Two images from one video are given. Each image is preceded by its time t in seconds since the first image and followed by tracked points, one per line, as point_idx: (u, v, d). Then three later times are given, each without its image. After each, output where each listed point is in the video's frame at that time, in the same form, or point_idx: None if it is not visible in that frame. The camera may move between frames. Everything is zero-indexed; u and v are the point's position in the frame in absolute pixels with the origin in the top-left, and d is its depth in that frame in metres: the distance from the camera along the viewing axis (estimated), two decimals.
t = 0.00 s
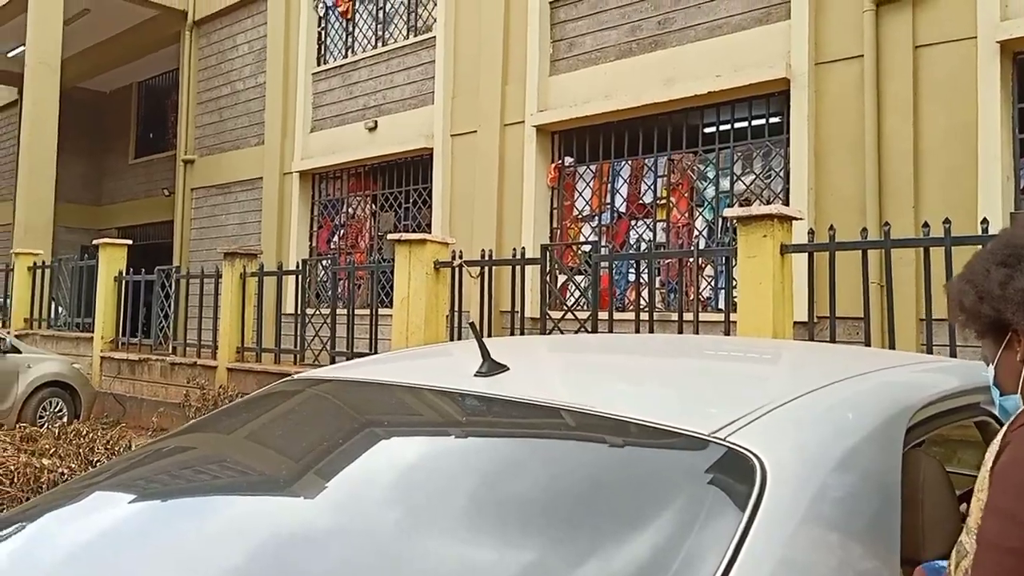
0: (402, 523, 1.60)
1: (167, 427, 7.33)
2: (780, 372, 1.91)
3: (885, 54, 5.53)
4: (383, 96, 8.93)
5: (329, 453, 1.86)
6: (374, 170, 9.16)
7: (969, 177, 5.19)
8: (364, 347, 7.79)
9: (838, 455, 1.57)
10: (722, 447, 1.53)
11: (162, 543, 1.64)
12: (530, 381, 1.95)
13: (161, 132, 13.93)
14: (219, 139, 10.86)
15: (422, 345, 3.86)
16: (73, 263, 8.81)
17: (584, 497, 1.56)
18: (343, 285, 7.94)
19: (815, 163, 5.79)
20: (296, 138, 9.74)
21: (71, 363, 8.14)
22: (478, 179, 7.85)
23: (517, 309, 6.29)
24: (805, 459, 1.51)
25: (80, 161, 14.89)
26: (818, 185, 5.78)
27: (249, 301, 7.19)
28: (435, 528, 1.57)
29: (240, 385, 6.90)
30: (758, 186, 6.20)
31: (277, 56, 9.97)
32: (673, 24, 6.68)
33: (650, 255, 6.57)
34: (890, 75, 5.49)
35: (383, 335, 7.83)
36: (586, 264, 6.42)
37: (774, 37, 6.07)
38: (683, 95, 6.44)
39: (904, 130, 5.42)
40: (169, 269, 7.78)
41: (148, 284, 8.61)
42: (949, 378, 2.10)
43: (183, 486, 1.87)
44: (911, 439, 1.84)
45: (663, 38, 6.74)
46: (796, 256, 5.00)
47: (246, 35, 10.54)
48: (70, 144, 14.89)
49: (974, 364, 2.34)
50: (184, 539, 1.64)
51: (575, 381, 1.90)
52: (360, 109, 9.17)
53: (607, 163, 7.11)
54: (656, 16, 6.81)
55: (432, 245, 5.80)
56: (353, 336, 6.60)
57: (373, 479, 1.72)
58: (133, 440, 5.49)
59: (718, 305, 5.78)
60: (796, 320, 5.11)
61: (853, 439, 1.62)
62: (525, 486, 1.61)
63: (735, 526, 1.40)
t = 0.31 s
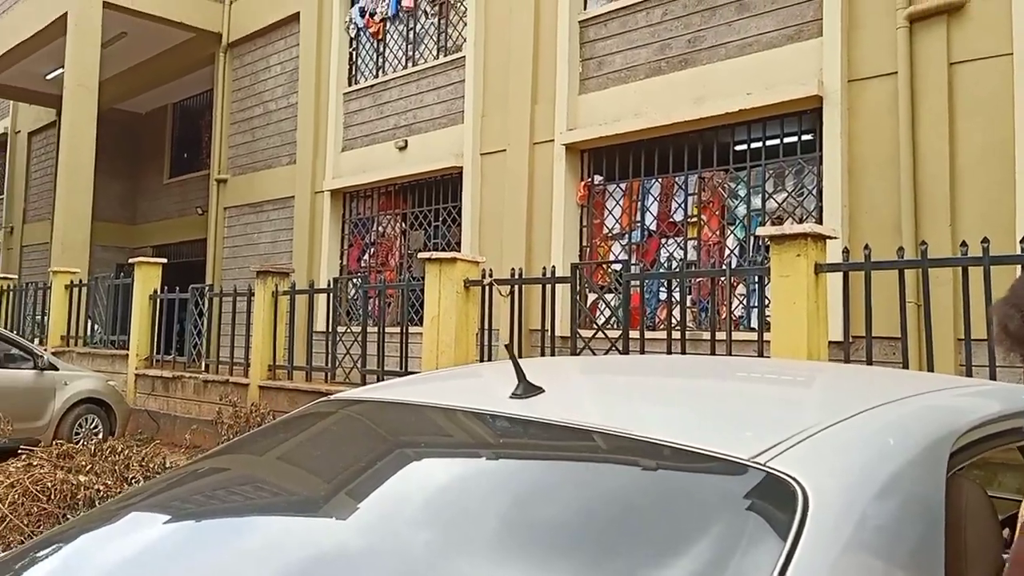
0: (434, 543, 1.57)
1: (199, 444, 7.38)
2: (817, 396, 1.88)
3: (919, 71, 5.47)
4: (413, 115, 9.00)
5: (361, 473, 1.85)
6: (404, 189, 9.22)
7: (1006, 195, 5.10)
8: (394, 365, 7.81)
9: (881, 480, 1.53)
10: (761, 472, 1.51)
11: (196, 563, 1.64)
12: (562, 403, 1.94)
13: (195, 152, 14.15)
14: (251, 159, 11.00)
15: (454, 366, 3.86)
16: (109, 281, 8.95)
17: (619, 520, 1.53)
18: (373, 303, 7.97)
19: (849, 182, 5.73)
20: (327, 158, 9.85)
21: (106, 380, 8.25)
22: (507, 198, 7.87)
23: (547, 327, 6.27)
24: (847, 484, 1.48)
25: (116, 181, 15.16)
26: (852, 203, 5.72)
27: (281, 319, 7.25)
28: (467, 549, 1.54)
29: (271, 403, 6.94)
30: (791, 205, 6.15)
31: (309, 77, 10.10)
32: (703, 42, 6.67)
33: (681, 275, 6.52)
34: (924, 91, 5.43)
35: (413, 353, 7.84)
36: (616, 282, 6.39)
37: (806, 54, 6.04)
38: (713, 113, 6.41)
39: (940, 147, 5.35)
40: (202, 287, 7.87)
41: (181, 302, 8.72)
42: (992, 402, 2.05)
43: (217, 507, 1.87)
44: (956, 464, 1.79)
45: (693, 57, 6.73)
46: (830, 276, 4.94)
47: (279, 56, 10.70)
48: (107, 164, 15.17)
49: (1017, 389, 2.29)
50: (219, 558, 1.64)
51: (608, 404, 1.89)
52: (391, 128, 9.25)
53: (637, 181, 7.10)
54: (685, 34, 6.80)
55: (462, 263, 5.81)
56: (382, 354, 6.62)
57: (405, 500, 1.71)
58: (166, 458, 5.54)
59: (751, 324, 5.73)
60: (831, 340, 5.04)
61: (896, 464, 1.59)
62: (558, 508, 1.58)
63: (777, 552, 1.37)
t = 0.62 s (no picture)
0: (460, 562, 1.55)
1: (226, 459, 7.42)
2: (849, 417, 1.85)
3: (949, 86, 5.42)
4: (439, 132, 9.05)
5: (386, 493, 1.84)
6: (429, 206, 9.26)
7: None
8: (420, 381, 7.82)
9: (919, 504, 1.49)
10: (797, 495, 1.49)
11: None
12: (589, 423, 1.93)
13: (224, 170, 14.33)
14: (279, 176, 11.11)
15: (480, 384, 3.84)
16: (139, 298, 9.06)
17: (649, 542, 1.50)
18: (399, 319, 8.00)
19: (879, 198, 5.67)
20: (353, 175, 9.92)
21: (136, 396, 8.34)
22: (532, 215, 7.88)
23: (573, 345, 6.26)
24: (883, 509, 1.45)
25: (147, 198, 15.38)
26: (881, 220, 5.65)
27: (308, 336, 7.29)
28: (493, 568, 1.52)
29: (298, 419, 6.96)
30: (819, 221, 6.09)
31: (336, 95, 10.20)
32: (730, 58, 6.65)
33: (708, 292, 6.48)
34: (954, 107, 5.37)
35: (439, 369, 7.85)
36: (643, 300, 6.37)
37: (833, 69, 6.01)
38: (740, 129, 6.39)
39: (972, 163, 5.28)
40: (231, 304, 7.94)
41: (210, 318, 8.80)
42: None
43: (244, 526, 1.88)
44: (997, 486, 1.74)
45: (719, 73, 6.71)
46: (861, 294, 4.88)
47: (307, 75, 10.83)
48: (137, 182, 15.40)
49: None
50: None
51: (636, 424, 1.87)
52: (417, 145, 9.30)
53: (663, 197, 7.08)
54: (711, 51, 6.79)
55: (488, 280, 5.81)
56: (408, 371, 6.63)
57: (431, 519, 1.69)
58: (194, 474, 5.57)
59: (779, 342, 5.67)
60: (862, 358, 4.98)
61: (933, 487, 1.55)
62: (586, 528, 1.56)
63: None
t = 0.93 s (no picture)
0: None
1: (253, 478, 7.45)
2: (884, 440, 1.82)
3: (979, 104, 5.36)
4: (464, 151, 9.10)
5: (412, 515, 1.83)
6: (454, 225, 9.29)
7: None
8: (445, 400, 7.82)
9: (959, 532, 1.46)
10: (835, 521, 1.46)
11: None
12: (618, 445, 1.90)
13: (251, 189, 14.50)
14: (305, 195, 11.21)
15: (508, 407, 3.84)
16: (167, 316, 9.16)
17: (683, 563, 1.45)
18: (424, 337, 8.01)
19: (908, 217, 5.61)
20: (379, 193, 9.99)
21: (164, 414, 8.41)
22: (557, 233, 7.88)
23: (599, 364, 6.23)
24: (923, 536, 1.42)
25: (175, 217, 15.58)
26: (911, 239, 5.58)
27: (334, 354, 7.32)
28: None
29: (323, 438, 6.98)
30: (848, 240, 6.04)
31: (362, 114, 10.30)
32: (756, 76, 6.63)
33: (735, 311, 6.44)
34: (985, 124, 5.31)
35: (465, 387, 7.85)
36: (669, 319, 6.33)
37: (861, 87, 5.97)
38: (767, 147, 6.36)
39: (1004, 181, 5.20)
40: (257, 322, 8.00)
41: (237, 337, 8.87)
42: None
43: (271, 548, 1.88)
44: None
45: (745, 91, 6.70)
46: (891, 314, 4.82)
47: (333, 95, 10.94)
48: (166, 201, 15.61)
49: None
50: None
51: (667, 446, 1.85)
52: (442, 164, 9.35)
53: (689, 216, 7.07)
54: (737, 69, 6.78)
55: (514, 298, 5.81)
56: (434, 390, 6.62)
57: (457, 541, 1.67)
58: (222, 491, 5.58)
59: (809, 361, 5.61)
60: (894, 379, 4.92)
61: (974, 515, 1.52)
62: (616, 551, 1.52)
63: None
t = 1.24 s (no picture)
0: None
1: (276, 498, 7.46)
2: (915, 466, 1.78)
3: (1007, 120, 5.30)
4: (486, 171, 9.12)
5: (436, 540, 1.81)
6: (476, 245, 9.31)
7: None
8: (468, 420, 7.80)
9: (997, 561, 1.42)
10: (870, 550, 1.41)
11: None
12: (645, 470, 1.87)
13: (275, 210, 14.63)
14: (328, 215, 11.29)
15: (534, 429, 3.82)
16: (192, 336, 9.23)
17: None
18: (447, 357, 8.00)
19: (937, 236, 5.54)
20: (401, 213, 10.04)
21: (188, 434, 8.45)
22: (580, 253, 7.86)
23: (623, 384, 6.19)
24: (960, 565, 1.38)
25: (200, 238, 15.74)
26: (940, 259, 5.51)
27: (356, 375, 7.32)
28: None
29: (346, 458, 6.97)
30: (874, 259, 5.97)
31: (385, 135, 10.38)
32: (779, 95, 6.61)
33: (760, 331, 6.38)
34: (1013, 141, 5.25)
35: (487, 408, 7.82)
36: (694, 339, 6.29)
37: (886, 105, 5.93)
38: (791, 166, 6.33)
39: None
40: (281, 342, 8.04)
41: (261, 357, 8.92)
42: None
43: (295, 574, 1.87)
44: None
45: (768, 110, 6.67)
46: (920, 334, 4.76)
47: (356, 116, 11.04)
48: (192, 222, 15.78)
49: None
50: None
51: (695, 471, 1.82)
52: (464, 184, 9.38)
53: (713, 235, 7.04)
54: (760, 87, 6.76)
55: (537, 319, 5.79)
56: (456, 411, 6.60)
57: (481, 567, 1.65)
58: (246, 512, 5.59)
59: (836, 382, 5.55)
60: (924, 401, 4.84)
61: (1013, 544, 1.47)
62: None
63: None
